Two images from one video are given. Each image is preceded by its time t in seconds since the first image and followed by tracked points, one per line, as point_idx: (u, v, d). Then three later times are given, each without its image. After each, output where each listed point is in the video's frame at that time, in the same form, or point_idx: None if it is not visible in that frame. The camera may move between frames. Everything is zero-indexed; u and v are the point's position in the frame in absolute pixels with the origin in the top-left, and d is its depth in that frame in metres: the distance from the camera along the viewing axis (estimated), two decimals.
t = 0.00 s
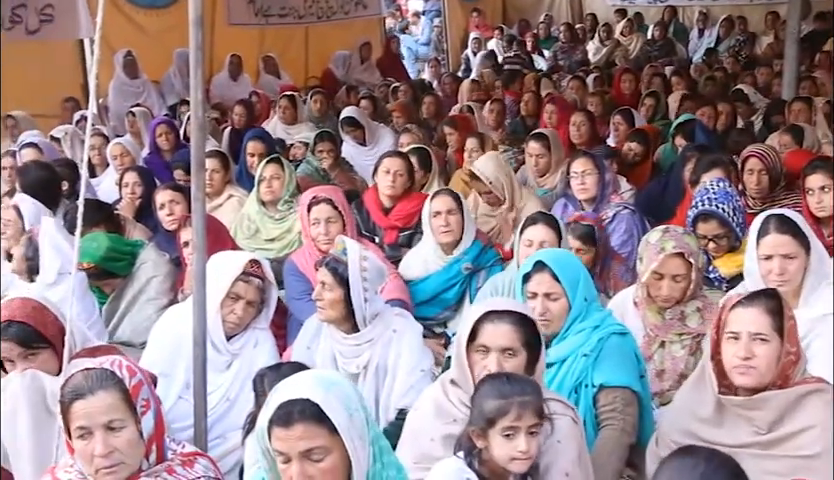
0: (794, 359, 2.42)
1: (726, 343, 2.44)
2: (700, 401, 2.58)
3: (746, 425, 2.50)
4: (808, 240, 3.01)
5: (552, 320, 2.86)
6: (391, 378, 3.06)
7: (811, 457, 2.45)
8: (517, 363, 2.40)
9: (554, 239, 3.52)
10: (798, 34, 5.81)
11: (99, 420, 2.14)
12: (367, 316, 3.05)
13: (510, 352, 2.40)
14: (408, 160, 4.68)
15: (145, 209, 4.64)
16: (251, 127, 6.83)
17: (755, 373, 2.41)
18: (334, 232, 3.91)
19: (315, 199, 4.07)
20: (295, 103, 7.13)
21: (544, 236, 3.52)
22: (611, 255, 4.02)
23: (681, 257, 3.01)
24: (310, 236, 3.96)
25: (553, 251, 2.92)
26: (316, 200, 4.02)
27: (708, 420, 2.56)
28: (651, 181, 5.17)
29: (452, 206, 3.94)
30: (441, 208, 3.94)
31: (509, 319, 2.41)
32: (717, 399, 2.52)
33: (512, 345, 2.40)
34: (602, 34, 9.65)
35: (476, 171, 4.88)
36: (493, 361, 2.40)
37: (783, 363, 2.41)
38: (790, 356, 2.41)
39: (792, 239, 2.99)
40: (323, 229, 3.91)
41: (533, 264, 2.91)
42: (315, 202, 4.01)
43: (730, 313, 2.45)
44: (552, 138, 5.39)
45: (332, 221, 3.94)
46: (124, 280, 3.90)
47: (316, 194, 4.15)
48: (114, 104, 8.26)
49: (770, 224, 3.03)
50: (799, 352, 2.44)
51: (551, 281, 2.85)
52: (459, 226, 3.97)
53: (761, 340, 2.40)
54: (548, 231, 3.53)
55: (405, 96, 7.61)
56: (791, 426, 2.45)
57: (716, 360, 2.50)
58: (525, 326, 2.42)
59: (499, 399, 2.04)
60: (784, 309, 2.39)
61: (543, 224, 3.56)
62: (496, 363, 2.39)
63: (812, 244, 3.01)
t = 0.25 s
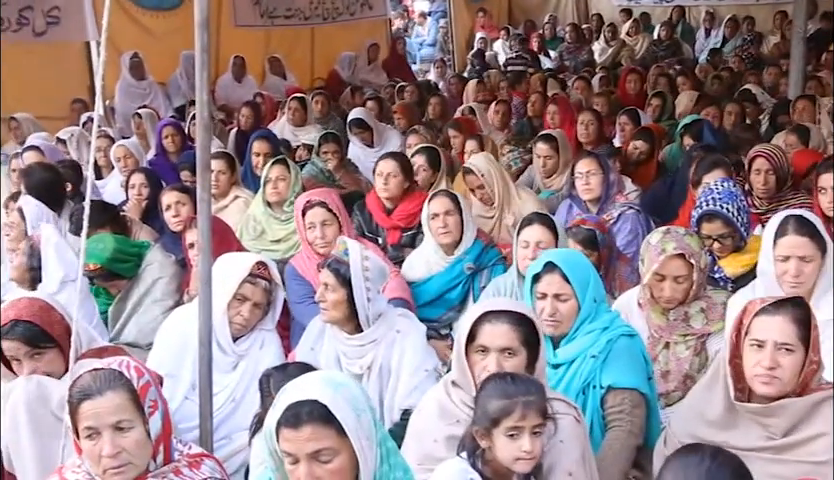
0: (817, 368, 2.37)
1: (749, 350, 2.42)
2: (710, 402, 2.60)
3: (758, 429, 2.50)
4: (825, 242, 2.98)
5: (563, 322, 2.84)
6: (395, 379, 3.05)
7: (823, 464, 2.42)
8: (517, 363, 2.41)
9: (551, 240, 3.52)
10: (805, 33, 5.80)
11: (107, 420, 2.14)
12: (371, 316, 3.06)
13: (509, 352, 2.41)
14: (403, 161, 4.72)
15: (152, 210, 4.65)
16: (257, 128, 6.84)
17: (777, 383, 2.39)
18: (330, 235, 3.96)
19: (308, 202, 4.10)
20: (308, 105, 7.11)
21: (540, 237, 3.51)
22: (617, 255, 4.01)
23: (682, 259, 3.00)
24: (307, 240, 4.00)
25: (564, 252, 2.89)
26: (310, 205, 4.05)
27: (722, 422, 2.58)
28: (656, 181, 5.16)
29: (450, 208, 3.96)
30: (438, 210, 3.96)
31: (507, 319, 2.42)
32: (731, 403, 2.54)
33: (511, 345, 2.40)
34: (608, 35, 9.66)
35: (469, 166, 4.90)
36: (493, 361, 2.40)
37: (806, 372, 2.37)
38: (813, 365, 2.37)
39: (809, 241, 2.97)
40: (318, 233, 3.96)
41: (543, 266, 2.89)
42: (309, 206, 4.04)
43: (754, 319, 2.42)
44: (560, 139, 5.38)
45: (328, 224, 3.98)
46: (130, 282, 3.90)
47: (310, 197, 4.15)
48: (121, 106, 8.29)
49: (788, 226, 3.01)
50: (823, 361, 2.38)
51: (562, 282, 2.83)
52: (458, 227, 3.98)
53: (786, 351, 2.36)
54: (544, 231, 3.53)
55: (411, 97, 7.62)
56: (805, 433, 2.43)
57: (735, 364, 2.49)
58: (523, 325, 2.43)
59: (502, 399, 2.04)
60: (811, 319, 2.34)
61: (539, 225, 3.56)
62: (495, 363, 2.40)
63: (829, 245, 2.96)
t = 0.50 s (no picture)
0: (820, 368, 2.38)
1: (751, 351, 2.44)
2: (714, 403, 2.61)
3: (762, 430, 2.51)
4: None
5: (571, 323, 2.86)
6: (400, 380, 3.06)
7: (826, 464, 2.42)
8: (532, 364, 2.40)
9: (540, 238, 3.55)
10: (810, 33, 5.80)
11: (119, 419, 2.15)
12: (378, 317, 3.06)
13: (524, 353, 2.40)
14: (398, 165, 4.76)
15: (157, 211, 4.66)
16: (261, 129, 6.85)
17: (780, 384, 2.41)
18: (333, 236, 3.96)
19: (311, 205, 4.12)
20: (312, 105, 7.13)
21: (529, 237, 3.55)
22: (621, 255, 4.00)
23: (684, 259, 3.00)
24: (310, 242, 4.00)
25: (572, 254, 2.91)
26: (313, 207, 4.06)
27: (725, 424, 2.58)
28: (660, 182, 5.15)
29: (442, 211, 3.97)
30: (429, 214, 3.99)
31: (524, 321, 2.41)
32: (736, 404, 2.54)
33: (526, 347, 2.39)
34: (612, 36, 9.68)
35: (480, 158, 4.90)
36: (508, 362, 2.40)
37: (808, 372, 2.38)
38: (816, 365, 2.37)
39: (821, 243, 2.96)
40: (320, 235, 3.95)
41: (553, 267, 2.90)
42: (312, 208, 4.05)
43: (755, 320, 2.44)
44: (564, 140, 5.38)
45: (331, 226, 3.98)
46: (135, 283, 3.89)
47: (313, 199, 4.19)
48: (126, 108, 8.30)
49: (802, 226, 2.99)
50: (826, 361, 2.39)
51: (572, 284, 2.85)
52: (450, 230, 4.00)
53: (788, 351, 2.39)
54: (533, 230, 3.57)
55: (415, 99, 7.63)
56: (809, 434, 2.43)
57: (737, 365, 2.50)
58: (540, 327, 2.42)
59: (508, 400, 2.04)
60: (811, 318, 2.36)
61: (527, 224, 3.59)
62: (510, 364, 2.40)
63: None
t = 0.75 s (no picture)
0: (813, 363, 2.36)
1: (743, 348, 2.43)
2: (715, 403, 2.62)
3: (762, 428, 2.51)
4: None
5: (574, 322, 2.86)
6: (407, 381, 3.06)
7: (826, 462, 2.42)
8: (550, 368, 2.41)
9: (540, 239, 3.52)
10: (817, 33, 5.79)
11: (132, 419, 2.15)
12: (385, 318, 3.06)
13: (544, 357, 2.40)
14: (402, 167, 4.78)
15: (163, 214, 4.67)
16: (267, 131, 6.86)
17: (773, 379, 2.39)
18: (348, 236, 3.93)
19: (327, 204, 4.11)
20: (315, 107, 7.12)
21: (529, 238, 3.52)
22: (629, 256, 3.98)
23: (689, 260, 3.00)
24: (324, 241, 3.99)
25: (574, 253, 2.91)
26: (328, 207, 4.03)
27: (725, 422, 2.58)
28: (667, 182, 5.14)
29: (447, 212, 3.98)
30: (436, 215, 3.99)
31: (545, 325, 2.41)
32: (734, 403, 2.55)
33: (546, 350, 2.40)
34: (619, 36, 9.68)
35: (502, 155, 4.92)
36: (527, 364, 2.41)
37: (800, 367, 2.36)
38: (808, 359, 2.36)
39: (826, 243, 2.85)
40: (337, 234, 3.93)
41: (554, 266, 2.91)
42: (328, 208, 4.02)
43: (745, 317, 2.44)
44: (568, 140, 5.37)
45: (347, 226, 3.96)
46: (141, 285, 3.90)
47: (329, 198, 4.21)
48: (132, 110, 8.33)
49: (807, 227, 2.90)
50: (819, 355, 2.37)
51: (573, 284, 2.86)
52: (456, 231, 4.00)
53: (778, 346, 2.38)
54: (534, 231, 3.53)
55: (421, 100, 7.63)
56: (807, 431, 2.43)
57: (732, 365, 2.52)
58: (561, 332, 2.43)
59: (519, 402, 2.04)
60: (800, 312, 2.35)
61: (528, 226, 3.56)
62: (530, 367, 2.40)
63: None
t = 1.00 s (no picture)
0: (808, 358, 2.37)
1: (738, 348, 2.46)
2: (718, 403, 2.62)
3: (765, 427, 2.51)
4: None
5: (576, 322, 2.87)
6: (412, 381, 3.06)
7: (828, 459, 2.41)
8: (559, 371, 2.42)
9: (555, 242, 3.52)
10: (824, 33, 5.78)
11: (135, 421, 2.17)
12: (388, 319, 3.06)
13: (553, 359, 2.41)
14: (409, 167, 4.76)
15: (171, 215, 4.68)
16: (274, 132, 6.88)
17: (768, 376, 2.41)
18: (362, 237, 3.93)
19: (339, 205, 4.11)
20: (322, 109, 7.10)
21: (543, 239, 3.52)
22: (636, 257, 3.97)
23: (698, 260, 2.99)
24: (336, 242, 3.99)
25: (574, 254, 2.95)
26: (341, 208, 4.04)
27: (729, 422, 2.58)
28: (674, 183, 5.13)
29: (465, 212, 3.95)
30: (453, 214, 3.96)
31: (556, 327, 2.41)
32: (736, 403, 2.55)
33: (556, 352, 2.41)
34: (625, 37, 9.69)
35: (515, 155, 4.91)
36: (537, 366, 2.41)
37: (795, 363, 2.37)
38: (803, 355, 2.36)
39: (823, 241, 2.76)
40: (348, 235, 3.93)
41: (555, 267, 2.94)
42: (341, 208, 4.02)
43: (739, 317, 2.47)
44: (572, 141, 5.38)
45: (359, 226, 3.96)
46: (148, 287, 3.90)
47: (341, 200, 4.20)
48: (139, 112, 8.35)
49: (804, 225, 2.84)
50: (816, 351, 2.37)
51: (573, 284, 2.88)
52: (472, 231, 3.97)
53: (770, 342, 2.40)
54: (548, 232, 3.53)
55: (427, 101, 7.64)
56: (808, 429, 2.43)
57: (730, 365, 2.53)
58: (571, 334, 2.43)
59: (533, 404, 2.04)
60: (791, 308, 2.37)
61: (541, 225, 3.56)
62: (539, 368, 2.41)
63: None
